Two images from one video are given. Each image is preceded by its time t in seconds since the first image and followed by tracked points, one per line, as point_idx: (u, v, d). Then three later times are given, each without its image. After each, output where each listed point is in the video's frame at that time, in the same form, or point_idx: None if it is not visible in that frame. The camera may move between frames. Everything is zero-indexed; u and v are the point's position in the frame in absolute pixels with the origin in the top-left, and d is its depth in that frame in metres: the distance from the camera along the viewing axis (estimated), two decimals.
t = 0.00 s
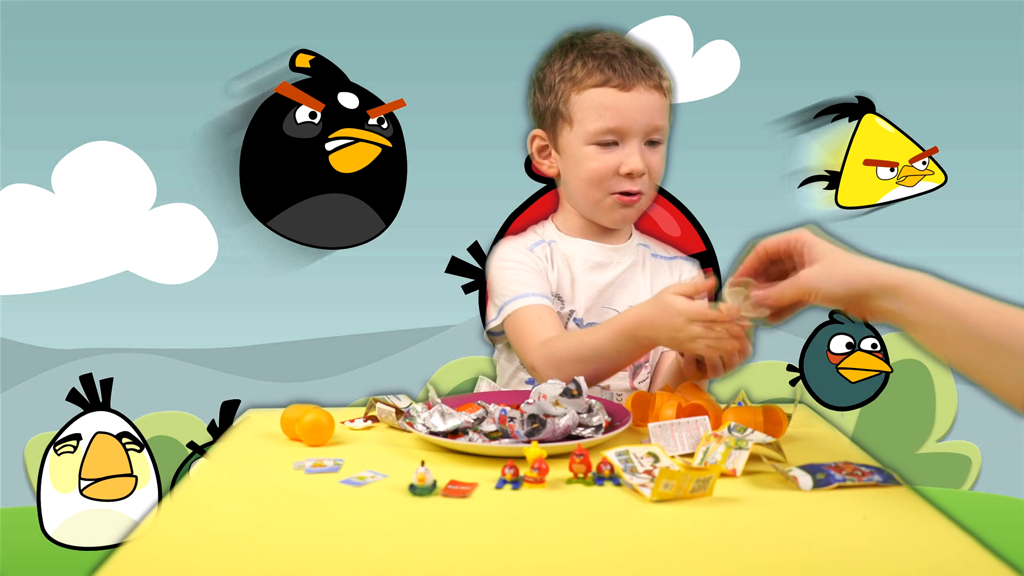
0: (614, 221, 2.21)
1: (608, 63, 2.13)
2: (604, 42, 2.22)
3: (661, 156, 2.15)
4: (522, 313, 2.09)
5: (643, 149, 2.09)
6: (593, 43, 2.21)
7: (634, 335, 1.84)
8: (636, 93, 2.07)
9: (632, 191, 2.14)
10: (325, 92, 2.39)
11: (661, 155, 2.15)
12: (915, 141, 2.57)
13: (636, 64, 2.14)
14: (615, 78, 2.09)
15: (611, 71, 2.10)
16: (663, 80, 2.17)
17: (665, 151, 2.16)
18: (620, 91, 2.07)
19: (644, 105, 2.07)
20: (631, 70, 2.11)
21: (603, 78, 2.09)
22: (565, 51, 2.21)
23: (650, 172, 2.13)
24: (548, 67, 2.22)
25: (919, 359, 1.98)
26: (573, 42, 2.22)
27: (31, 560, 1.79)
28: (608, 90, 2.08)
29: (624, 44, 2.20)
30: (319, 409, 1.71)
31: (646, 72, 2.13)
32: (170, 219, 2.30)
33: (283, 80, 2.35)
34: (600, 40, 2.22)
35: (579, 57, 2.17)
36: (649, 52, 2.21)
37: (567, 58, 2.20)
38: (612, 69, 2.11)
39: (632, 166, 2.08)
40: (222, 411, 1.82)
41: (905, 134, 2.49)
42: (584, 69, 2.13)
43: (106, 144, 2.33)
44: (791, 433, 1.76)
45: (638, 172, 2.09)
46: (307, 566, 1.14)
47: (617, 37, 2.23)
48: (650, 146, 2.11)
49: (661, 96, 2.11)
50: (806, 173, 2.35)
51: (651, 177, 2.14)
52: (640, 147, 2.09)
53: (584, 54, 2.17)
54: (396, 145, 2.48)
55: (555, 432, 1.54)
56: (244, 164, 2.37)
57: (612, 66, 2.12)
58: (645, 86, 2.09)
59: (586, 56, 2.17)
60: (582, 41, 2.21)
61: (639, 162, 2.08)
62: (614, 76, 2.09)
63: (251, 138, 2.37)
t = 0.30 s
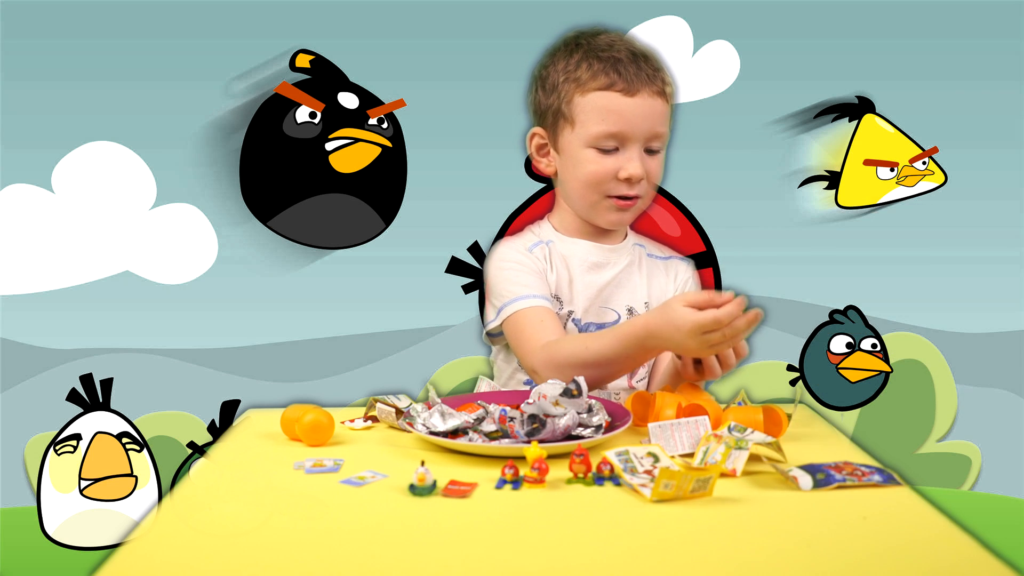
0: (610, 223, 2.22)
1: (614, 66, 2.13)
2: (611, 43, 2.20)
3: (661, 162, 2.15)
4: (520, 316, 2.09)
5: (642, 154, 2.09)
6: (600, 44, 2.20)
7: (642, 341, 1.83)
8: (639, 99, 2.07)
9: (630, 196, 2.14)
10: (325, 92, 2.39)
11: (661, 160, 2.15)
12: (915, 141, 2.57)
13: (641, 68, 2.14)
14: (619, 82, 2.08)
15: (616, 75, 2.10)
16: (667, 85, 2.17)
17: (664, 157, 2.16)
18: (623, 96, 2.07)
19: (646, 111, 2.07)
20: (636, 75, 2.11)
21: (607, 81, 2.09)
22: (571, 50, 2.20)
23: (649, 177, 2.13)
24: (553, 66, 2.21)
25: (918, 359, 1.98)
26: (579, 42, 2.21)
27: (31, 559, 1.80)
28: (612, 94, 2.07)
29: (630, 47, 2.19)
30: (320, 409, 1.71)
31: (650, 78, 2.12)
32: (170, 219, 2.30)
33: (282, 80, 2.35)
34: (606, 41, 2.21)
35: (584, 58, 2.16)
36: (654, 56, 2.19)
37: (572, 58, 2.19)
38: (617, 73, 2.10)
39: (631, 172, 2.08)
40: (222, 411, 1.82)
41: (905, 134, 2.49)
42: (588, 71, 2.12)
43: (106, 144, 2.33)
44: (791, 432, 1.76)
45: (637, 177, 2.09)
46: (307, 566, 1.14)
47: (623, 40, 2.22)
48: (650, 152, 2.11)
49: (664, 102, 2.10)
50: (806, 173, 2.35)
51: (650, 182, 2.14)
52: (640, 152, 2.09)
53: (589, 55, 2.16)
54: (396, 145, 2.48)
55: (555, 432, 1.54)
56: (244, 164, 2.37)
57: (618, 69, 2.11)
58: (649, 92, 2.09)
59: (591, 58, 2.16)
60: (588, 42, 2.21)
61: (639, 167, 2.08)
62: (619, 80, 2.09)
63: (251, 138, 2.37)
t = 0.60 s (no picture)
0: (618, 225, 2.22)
1: (631, 71, 2.12)
2: (627, 47, 2.20)
3: (671, 169, 2.15)
4: (493, 323, 2.17)
5: (655, 162, 2.09)
6: (616, 49, 2.19)
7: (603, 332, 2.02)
8: (656, 106, 2.06)
9: (640, 201, 2.14)
10: (325, 92, 2.39)
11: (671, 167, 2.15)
12: (915, 141, 2.56)
13: (657, 75, 2.13)
14: (636, 89, 2.07)
15: (633, 82, 2.09)
16: (681, 92, 2.16)
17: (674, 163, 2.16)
18: (641, 103, 2.06)
19: (662, 119, 2.06)
20: (653, 82, 2.10)
21: (625, 88, 2.08)
22: (587, 53, 2.19)
23: (660, 184, 2.13)
24: (568, 68, 2.19)
25: (918, 359, 1.98)
26: (593, 44, 2.21)
27: (31, 560, 1.80)
28: (629, 100, 2.06)
29: (645, 52, 2.20)
30: (320, 409, 1.71)
31: (666, 85, 2.12)
32: (170, 219, 2.29)
33: (282, 80, 2.35)
34: (622, 46, 2.20)
35: (600, 62, 2.16)
36: (668, 62, 2.20)
37: (588, 61, 2.18)
38: (634, 79, 2.10)
39: (644, 179, 2.08)
40: (222, 411, 1.82)
41: (905, 134, 2.49)
42: (605, 76, 2.11)
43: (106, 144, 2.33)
44: (791, 432, 1.76)
45: (649, 184, 2.09)
46: (307, 566, 1.14)
47: (637, 45, 2.22)
48: (663, 159, 2.11)
49: (678, 111, 2.10)
50: (806, 173, 2.35)
51: (660, 189, 2.14)
52: (653, 159, 2.08)
53: (606, 59, 2.16)
54: (396, 145, 2.48)
55: (555, 432, 1.54)
56: (244, 164, 2.37)
57: (635, 76, 2.10)
58: (665, 100, 2.08)
59: (608, 62, 2.15)
60: (603, 45, 2.20)
61: (652, 175, 2.08)
62: (636, 87, 2.07)
63: (251, 138, 2.37)
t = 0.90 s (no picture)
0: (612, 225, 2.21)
1: (629, 69, 2.12)
2: (627, 46, 2.20)
3: (666, 169, 2.13)
4: (488, 337, 2.21)
5: (648, 160, 2.07)
6: (616, 47, 2.19)
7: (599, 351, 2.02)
8: (650, 104, 2.05)
9: (632, 200, 2.13)
10: (325, 92, 2.38)
11: (666, 167, 2.14)
12: (915, 141, 2.56)
13: (654, 74, 2.13)
14: (631, 86, 2.07)
15: (629, 78, 2.09)
16: (679, 92, 2.15)
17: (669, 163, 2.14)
18: (635, 100, 2.06)
19: (655, 116, 2.05)
20: (649, 81, 2.10)
21: (620, 84, 2.08)
22: (587, 50, 2.20)
23: (652, 183, 2.11)
24: (568, 63, 2.20)
25: (918, 359, 1.98)
26: (594, 42, 2.22)
27: (31, 560, 1.80)
28: (623, 96, 2.06)
29: (645, 51, 2.19)
30: (320, 409, 1.71)
31: (662, 84, 2.11)
32: (170, 219, 2.29)
33: (282, 80, 2.35)
34: (623, 44, 2.20)
35: (599, 59, 2.16)
36: (668, 62, 2.20)
37: (587, 58, 2.18)
38: (630, 76, 2.10)
39: (635, 176, 2.07)
40: (222, 411, 1.83)
41: (905, 134, 2.49)
42: (602, 71, 2.11)
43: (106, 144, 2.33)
44: (791, 432, 1.76)
45: (640, 182, 2.07)
46: (308, 566, 1.14)
47: (638, 44, 2.22)
48: (657, 158, 2.09)
49: (674, 109, 2.09)
50: (806, 173, 2.35)
51: (653, 188, 2.12)
52: (645, 157, 2.07)
53: (604, 56, 2.17)
54: (396, 145, 2.48)
55: (555, 432, 1.54)
56: (244, 164, 2.37)
57: (631, 73, 2.11)
58: (660, 98, 2.07)
59: (606, 59, 2.16)
60: (604, 43, 2.21)
61: (643, 172, 2.07)
62: (631, 83, 2.08)
63: (251, 138, 2.37)
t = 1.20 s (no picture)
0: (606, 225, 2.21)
1: (619, 70, 2.11)
2: (617, 47, 2.20)
3: (658, 168, 2.13)
4: (488, 340, 2.21)
5: (640, 161, 2.07)
6: (606, 48, 2.19)
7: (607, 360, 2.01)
8: (640, 105, 2.04)
9: (625, 201, 2.13)
10: (325, 92, 2.38)
11: (659, 166, 2.13)
12: (915, 141, 2.56)
13: (643, 74, 2.12)
14: (621, 87, 2.07)
15: (618, 80, 2.09)
16: (670, 91, 2.14)
17: (662, 163, 2.13)
18: (625, 101, 2.05)
19: (645, 117, 2.04)
20: (638, 81, 2.09)
21: (609, 85, 2.08)
22: (577, 51, 2.20)
23: (645, 183, 2.11)
24: (558, 65, 2.21)
25: (919, 359, 1.98)
26: (585, 43, 2.22)
27: (31, 560, 1.80)
28: (612, 98, 2.06)
29: (635, 51, 2.18)
30: (320, 409, 1.71)
31: (652, 84, 2.10)
32: (170, 219, 2.29)
33: (282, 80, 2.35)
34: (613, 45, 2.20)
35: (589, 60, 2.16)
36: (659, 62, 2.18)
37: (577, 59, 2.18)
38: (619, 78, 2.09)
39: (627, 177, 2.06)
40: (222, 411, 1.83)
41: (905, 134, 2.49)
42: (591, 73, 2.11)
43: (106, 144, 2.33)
44: (791, 432, 1.76)
45: (632, 182, 2.07)
46: (307, 566, 1.14)
47: (629, 45, 2.21)
48: (649, 159, 2.09)
49: (665, 109, 2.08)
50: (806, 173, 2.35)
51: (646, 188, 2.12)
52: (637, 158, 2.06)
53: (594, 58, 2.16)
54: (396, 145, 2.48)
55: (555, 432, 1.54)
56: (244, 164, 2.37)
57: (621, 74, 2.10)
58: (650, 98, 2.06)
59: (595, 60, 2.16)
60: (594, 44, 2.20)
61: (635, 173, 2.06)
62: (621, 85, 2.07)
63: (251, 138, 2.37)
